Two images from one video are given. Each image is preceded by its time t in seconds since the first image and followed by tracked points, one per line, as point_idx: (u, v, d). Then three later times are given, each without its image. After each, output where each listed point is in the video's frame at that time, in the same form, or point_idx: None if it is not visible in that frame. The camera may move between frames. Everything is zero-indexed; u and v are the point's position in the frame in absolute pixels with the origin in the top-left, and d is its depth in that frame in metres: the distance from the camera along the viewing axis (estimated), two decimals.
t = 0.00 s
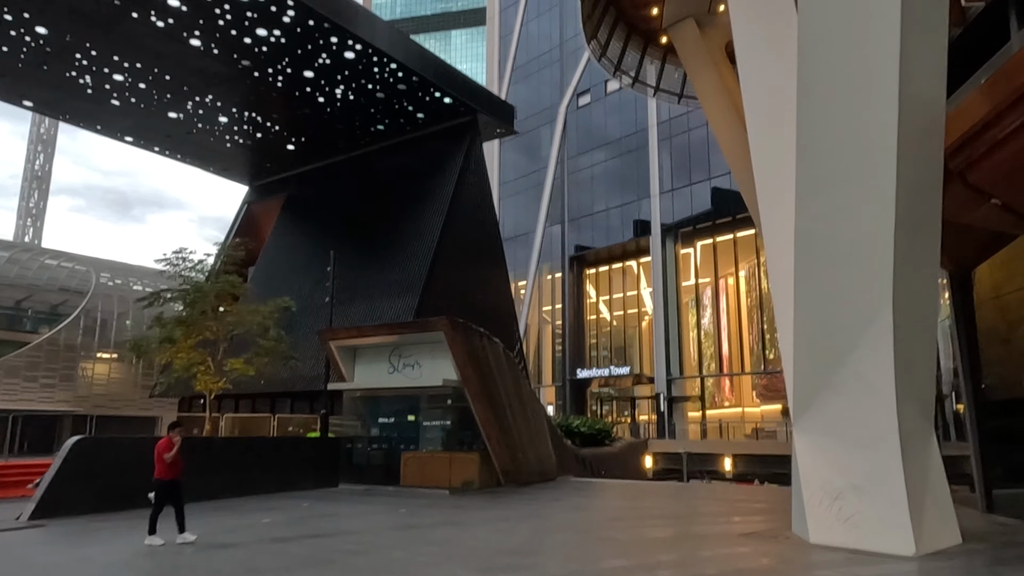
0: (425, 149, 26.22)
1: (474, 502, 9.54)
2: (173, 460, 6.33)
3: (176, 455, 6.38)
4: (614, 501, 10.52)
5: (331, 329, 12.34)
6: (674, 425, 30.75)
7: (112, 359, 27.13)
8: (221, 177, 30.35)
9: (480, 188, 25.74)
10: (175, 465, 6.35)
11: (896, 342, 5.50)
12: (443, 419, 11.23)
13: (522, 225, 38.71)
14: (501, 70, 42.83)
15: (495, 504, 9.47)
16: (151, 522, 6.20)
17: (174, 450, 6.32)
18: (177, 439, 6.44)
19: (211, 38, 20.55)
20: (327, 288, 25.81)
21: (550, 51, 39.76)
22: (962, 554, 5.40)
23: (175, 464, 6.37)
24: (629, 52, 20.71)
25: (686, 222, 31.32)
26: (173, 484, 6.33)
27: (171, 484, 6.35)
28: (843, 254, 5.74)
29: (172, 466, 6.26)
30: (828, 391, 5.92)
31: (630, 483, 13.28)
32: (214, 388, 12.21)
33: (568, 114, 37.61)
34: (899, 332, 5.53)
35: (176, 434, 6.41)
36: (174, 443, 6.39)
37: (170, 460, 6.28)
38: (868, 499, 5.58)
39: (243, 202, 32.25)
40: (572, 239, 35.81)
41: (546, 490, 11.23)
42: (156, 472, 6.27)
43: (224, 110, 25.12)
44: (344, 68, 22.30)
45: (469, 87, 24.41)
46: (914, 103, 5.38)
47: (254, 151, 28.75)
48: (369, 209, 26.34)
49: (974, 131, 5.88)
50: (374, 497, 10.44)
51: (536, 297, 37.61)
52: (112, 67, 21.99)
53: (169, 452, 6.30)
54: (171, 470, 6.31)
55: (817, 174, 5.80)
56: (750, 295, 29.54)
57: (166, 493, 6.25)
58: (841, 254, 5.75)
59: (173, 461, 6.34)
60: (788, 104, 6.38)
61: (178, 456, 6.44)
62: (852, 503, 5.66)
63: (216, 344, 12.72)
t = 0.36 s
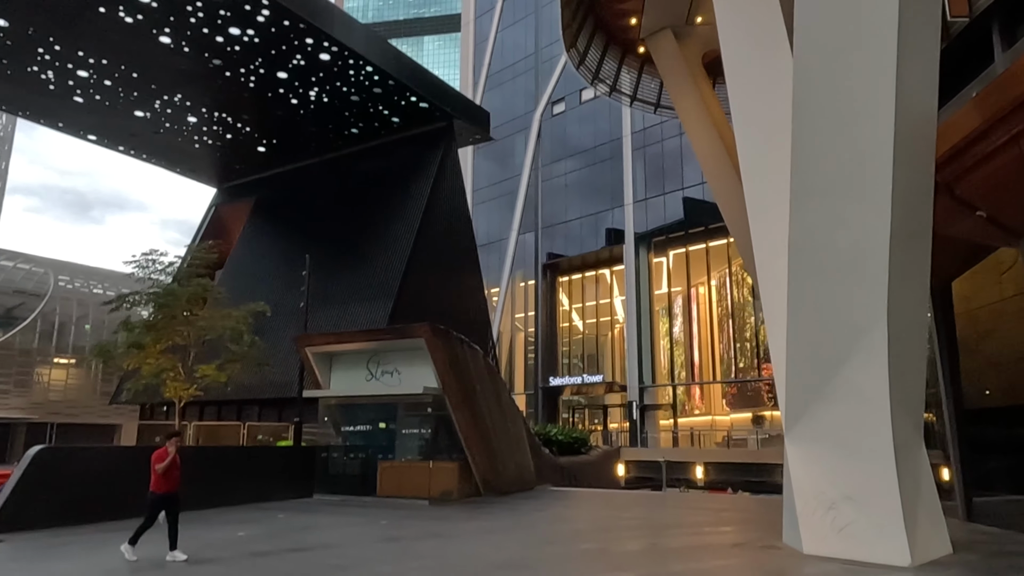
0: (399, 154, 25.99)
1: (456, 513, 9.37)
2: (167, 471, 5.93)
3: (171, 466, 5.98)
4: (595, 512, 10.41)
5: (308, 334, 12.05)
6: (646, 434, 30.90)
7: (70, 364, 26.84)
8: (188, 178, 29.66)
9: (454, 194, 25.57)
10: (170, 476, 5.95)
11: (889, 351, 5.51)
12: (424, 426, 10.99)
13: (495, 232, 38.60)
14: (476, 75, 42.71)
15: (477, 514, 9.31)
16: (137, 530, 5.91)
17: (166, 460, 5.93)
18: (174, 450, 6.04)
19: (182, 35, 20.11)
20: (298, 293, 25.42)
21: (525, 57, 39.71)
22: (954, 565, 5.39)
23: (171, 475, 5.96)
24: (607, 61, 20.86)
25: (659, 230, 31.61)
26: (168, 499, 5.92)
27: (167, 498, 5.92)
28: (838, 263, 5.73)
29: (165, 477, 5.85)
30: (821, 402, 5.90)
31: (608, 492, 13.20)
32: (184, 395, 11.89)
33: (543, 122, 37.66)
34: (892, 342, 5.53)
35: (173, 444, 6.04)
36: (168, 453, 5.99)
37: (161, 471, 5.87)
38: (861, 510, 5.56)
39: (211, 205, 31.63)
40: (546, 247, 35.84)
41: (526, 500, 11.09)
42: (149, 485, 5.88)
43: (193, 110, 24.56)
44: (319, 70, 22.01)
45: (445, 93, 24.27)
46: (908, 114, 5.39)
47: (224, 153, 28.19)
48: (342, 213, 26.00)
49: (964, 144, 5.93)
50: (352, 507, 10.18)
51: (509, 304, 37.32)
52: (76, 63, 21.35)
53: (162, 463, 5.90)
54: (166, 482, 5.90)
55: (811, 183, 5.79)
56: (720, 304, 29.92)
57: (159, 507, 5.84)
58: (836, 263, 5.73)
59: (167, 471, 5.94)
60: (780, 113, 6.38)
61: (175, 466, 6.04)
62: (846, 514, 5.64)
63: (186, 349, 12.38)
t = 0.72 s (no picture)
0: (378, 157, 25.72)
1: (442, 522, 9.15)
2: (166, 476, 5.70)
3: (173, 471, 5.73)
4: (581, 520, 10.29)
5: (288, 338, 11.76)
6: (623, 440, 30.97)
7: (34, 367, 26.83)
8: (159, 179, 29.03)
9: (433, 198, 25.36)
10: (171, 482, 5.72)
11: (891, 358, 5.49)
12: (406, 432, 10.75)
13: (472, 236, 38.40)
14: (454, 80, 42.54)
15: (463, 524, 9.12)
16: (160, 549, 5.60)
17: (165, 467, 5.70)
18: (176, 456, 5.78)
19: (157, 32, 19.67)
20: (273, 296, 25.02)
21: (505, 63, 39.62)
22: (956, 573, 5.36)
23: (173, 480, 5.73)
24: (589, 68, 20.90)
25: (636, 236, 31.73)
26: (172, 506, 5.68)
27: (171, 503, 5.70)
28: (840, 270, 5.70)
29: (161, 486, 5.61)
30: (822, 408, 5.87)
31: (592, 500, 13.09)
32: (160, 401, 11.54)
33: (521, 127, 37.60)
34: (894, 349, 5.51)
35: (173, 451, 5.78)
36: (167, 459, 5.75)
37: (159, 478, 5.66)
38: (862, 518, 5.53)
39: (184, 206, 31.03)
40: (524, 252, 35.84)
41: (511, 508, 10.93)
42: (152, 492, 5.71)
43: (166, 108, 24.03)
44: (298, 70, 21.69)
45: (425, 95, 24.08)
46: (911, 121, 5.38)
47: (197, 153, 27.63)
48: (319, 215, 25.65)
49: (963, 151, 5.95)
50: (334, 516, 9.93)
51: (485, 309, 37.28)
52: (46, 59, 20.77)
53: (160, 470, 5.68)
54: (167, 489, 5.69)
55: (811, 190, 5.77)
56: (695, 311, 30.10)
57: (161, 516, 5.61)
58: (839, 270, 5.70)
59: (168, 477, 5.71)
60: (780, 119, 6.36)
61: (180, 470, 5.80)
62: (847, 522, 5.60)
63: (161, 353, 12.04)
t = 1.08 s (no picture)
0: (365, 158, 25.49)
1: (438, 527, 9.00)
2: (186, 485, 5.46)
3: (192, 479, 5.51)
4: (578, 526, 10.16)
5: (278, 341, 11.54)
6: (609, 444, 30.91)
7: (12, 369, 26.63)
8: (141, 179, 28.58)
9: (421, 200, 25.16)
10: (191, 491, 5.48)
11: (904, 363, 5.45)
12: (401, 435, 10.62)
13: (458, 238, 38.15)
14: (441, 82, 42.40)
15: (460, 529, 8.98)
16: (161, 553, 5.47)
17: (184, 475, 5.47)
18: (193, 464, 5.58)
19: (142, 30, 19.35)
20: (257, 298, 24.70)
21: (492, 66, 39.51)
22: None
23: (192, 490, 5.50)
24: (579, 71, 20.89)
25: (623, 241, 31.78)
26: (188, 516, 5.41)
27: (188, 514, 5.44)
28: (851, 274, 5.66)
29: (181, 494, 5.36)
30: (833, 412, 5.83)
31: (585, 505, 12.97)
32: (147, 404, 11.40)
33: (508, 131, 37.53)
34: (907, 353, 5.47)
35: (190, 456, 5.60)
36: (185, 467, 5.53)
37: (180, 486, 5.42)
38: (876, 522, 5.48)
39: (166, 207, 30.58)
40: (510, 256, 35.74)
41: (506, 514, 10.77)
42: (168, 502, 5.44)
43: (150, 107, 23.65)
44: (286, 70, 21.44)
45: (413, 97, 23.92)
46: (925, 123, 5.34)
47: (181, 153, 27.24)
48: (305, 217, 25.37)
49: (973, 154, 5.94)
50: (326, 523, 9.72)
51: (471, 313, 37.01)
52: (27, 55, 20.34)
53: (179, 478, 5.45)
54: (186, 499, 5.44)
55: (823, 192, 5.73)
56: (680, 316, 30.18)
57: (179, 526, 5.33)
58: (850, 273, 5.66)
59: (187, 486, 5.47)
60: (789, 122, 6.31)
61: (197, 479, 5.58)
62: (860, 527, 5.55)
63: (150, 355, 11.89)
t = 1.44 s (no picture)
0: (359, 159, 25.31)
1: (444, 532, 8.87)
2: (218, 488, 5.26)
3: (224, 481, 5.31)
4: (582, 530, 10.06)
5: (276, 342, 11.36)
6: (603, 447, 30.79)
7: None
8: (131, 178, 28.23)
9: (416, 202, 25.02)
10: (222, 495, 5.29)
11: (929, 365, 5.38)
12: (402, 438, 10.43)
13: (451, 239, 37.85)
14: (433, 83, 42.24)
15: (466, 534, 8.87)
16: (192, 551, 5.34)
17: (216, 476, 5.26)
18: (225, 465, 5.32)
19: (134, 26, 19.09)
20: (249, 299, 24.47)
21: (485, 67, 39.36)
22: None
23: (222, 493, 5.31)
24: (577, 72, 20.83)
25: (616, 242, 31.74)
26: (218, 518, 5.23)
27: (218, 517, 5.24)
28: (874, 277, 5.58)
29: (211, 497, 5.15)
30: (854, 416, 5.75)
31: (586, 509, 12.90)
32: (144, 405, 11.26)
33: (501, 133, 37.40)
34: (931, 356, 5.39)
35: (224, 458, 5.37)
36: (218, 469, 5.30)
37: (211, 489, 5.21)
38: (899, 527, 5.40)
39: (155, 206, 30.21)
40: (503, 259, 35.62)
41: (509, 518, 10.65)
42: (199, 503, 5.24)
43: (140, 105, 23.34)
44: (280, 69, 21.24)
45: (408, 97, 23.76)
46: (950, 124, 5.27)
47: (172, 152, 26.93)
48: (298, 218, 25.14)
49: None
50: (328, 526, 9.57)
51: (463, 314, 36.81)
52: (16, 51, 20.00)
53: (211, 481, 5.20)
54: (216, 502, 5.24)
55: (844, 192, 5.65)
56: (672, 318, 30.19)
57: (209, 531, 5.15)
58: (873, 274, 5.58)
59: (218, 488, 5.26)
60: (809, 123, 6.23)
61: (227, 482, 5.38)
62: (883, 532, 5.46)
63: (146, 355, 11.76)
